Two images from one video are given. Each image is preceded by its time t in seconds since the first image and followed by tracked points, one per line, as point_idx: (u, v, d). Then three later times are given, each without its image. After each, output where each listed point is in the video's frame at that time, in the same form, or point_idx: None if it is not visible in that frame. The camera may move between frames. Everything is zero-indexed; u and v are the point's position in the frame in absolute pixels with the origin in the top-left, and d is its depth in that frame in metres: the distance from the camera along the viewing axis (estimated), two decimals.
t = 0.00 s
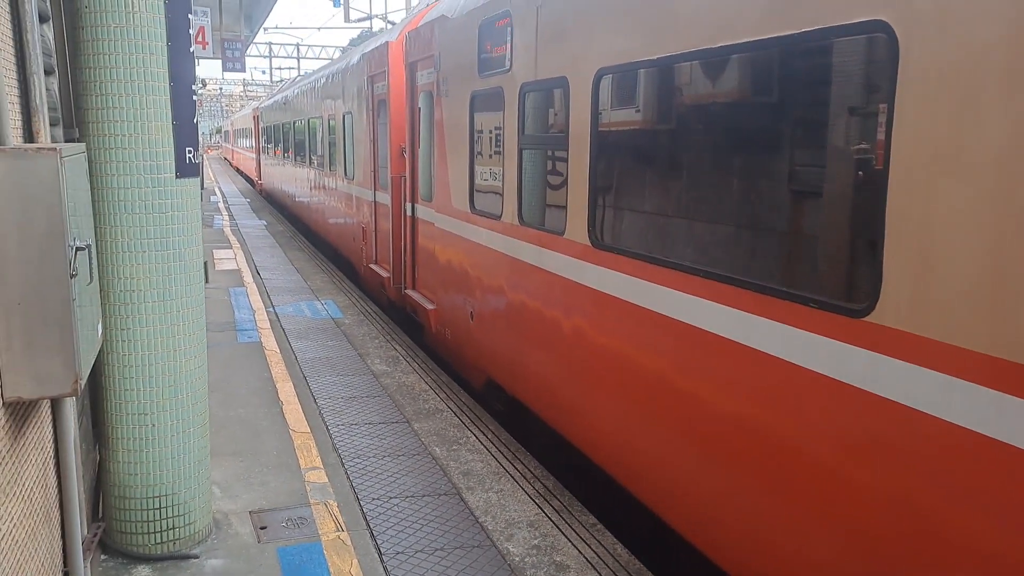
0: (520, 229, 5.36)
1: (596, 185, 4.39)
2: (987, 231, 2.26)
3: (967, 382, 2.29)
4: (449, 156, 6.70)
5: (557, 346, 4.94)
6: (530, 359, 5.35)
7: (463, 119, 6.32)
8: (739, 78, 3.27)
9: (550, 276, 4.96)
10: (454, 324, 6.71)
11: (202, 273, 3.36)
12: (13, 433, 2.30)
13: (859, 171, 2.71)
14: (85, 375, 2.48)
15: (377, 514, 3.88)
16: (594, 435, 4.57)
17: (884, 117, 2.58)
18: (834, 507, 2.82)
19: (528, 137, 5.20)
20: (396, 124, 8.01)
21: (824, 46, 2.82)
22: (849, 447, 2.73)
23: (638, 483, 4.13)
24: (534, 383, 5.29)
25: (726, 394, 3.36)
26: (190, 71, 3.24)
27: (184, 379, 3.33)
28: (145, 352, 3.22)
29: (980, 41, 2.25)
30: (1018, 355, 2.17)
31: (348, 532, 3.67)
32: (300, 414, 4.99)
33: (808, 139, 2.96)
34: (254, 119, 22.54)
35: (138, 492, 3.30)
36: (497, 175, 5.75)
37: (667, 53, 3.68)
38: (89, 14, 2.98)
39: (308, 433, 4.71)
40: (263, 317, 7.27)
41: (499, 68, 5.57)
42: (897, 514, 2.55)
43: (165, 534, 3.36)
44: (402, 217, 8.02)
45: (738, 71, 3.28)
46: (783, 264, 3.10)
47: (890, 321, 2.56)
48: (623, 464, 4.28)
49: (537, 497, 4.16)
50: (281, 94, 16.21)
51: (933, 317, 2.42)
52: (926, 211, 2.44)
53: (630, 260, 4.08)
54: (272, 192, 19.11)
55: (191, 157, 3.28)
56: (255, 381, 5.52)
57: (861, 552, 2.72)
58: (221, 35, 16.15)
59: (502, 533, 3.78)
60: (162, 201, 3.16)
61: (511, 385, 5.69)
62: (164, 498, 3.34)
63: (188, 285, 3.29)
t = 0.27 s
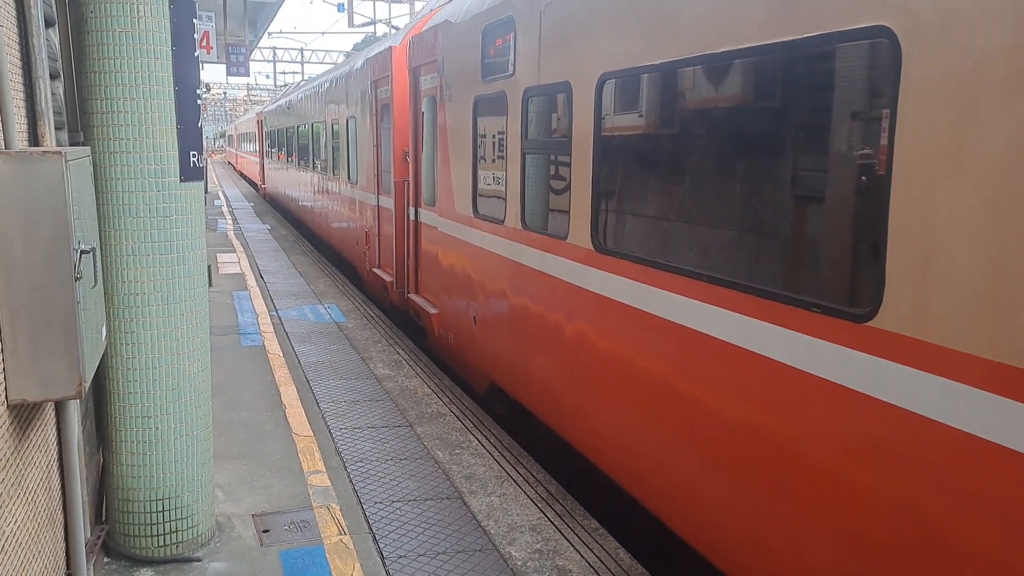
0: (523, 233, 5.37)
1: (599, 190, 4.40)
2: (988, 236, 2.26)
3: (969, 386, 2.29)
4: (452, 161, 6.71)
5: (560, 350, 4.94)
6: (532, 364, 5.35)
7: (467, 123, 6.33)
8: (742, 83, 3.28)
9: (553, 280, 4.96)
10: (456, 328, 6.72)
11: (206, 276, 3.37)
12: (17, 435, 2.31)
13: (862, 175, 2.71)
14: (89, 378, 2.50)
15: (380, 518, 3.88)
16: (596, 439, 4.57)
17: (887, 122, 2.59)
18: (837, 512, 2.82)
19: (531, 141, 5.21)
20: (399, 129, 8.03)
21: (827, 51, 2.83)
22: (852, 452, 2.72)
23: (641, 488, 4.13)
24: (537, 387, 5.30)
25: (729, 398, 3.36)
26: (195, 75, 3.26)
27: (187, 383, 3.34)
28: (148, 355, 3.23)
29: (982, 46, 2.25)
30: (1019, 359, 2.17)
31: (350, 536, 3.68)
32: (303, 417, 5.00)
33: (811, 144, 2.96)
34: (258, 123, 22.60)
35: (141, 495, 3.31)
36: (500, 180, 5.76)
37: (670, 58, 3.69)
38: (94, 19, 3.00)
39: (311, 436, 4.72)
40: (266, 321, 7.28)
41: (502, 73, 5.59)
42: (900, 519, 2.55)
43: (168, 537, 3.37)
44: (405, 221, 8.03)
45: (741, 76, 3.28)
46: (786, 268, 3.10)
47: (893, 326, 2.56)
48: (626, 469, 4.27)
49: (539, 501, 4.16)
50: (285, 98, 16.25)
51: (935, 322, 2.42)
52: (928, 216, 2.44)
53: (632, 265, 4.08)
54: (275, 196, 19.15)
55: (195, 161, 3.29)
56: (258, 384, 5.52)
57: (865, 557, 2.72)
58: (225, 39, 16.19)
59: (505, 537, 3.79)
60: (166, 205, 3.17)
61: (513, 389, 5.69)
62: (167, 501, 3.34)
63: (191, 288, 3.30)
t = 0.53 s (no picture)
0: (526, 236, 5.37)
1: (602, 192, 4.40)
2: (993, 239, 2.26)
3: (972, 388, 2.29)
4: (455, 164, 6.71)
5: (563, 353, 4.94)
6: (535, 367, 5.34)
7: (470, 127, 6.34)
8: (746, 86, 3.28)
9: (556, 283, 4.96)
10: (459, 331, 6.72)
11: (210, 278, 3.37)
12: (22, 435, 2.31)
13: (866, 178, 2.71)
14: (93, 379, 2.50)
15: (383, 520, 3.88)
16: (599, 442, 4.56)
17: (891, 125, 2.58)
18: (838, 516, 2.82)
19: (535, 144, 5.21)
20: (403, 132, 8.03)
21: (830, 54, 2.83)
22: (854, 454, 2.72)
23: (644, 490, 4.12)
24: (540, 390, 5.29)
25: (731, 401, 3.36)
26: (199, 78, 3.26)
27: (191, 385, 3.34)
28: (152, 357, 3.23)
29: (987, 49, 2.25)
30: None
31: (353, 538, 3.67)
32: (307, 420, 5.00)
33: (815, 147, 2.96)
34: (261, 127, 22.63)
35: (145, 497, 3.31)
36: (503, 183, 5.76)
37: (674, 62, 3.69)
38: (99, 21, 3.01)
39: (314, 439, 4.72)
40: (270, 323, 7.28)
41: (506, 76, 5.59)
42: (903, 522, 2.55)
43: (171, 539, 3.37)
44: (408, 224, 8.04)
45: (744, 79, 3.28)
46: (790, 271, 3.10)
47: (897, 328, 2.56)
48: (628, 472, 4.27)
49: (543, 503, 4.15)
50: (288, 101, 16.28)
51: (939, 325, 2.41)
52: (933, 218, 2.44)
53: (636, 267, 4.08)
54: (279, 199, 19.18)
55: (199, 163, 3.30)
56: (262, 386, 5.53)
57: (867, 560, 2.71)
58: (228, 43, 16.23)
59: (508, 539, 3.78)
60: (170, 207, 3.17)
61: (516, 392, 5.69)
62: (170, 503, 3.34)
63: (195, 290, 3.30)
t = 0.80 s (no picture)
0: (528, 239, 5.37)
1: (605, 195, 4.40)
2: (997, 241, 2.25)
3: (975, 390, 2.28)
4: (458, 167, 6.71)
5: (565, 356, 4.93)
6: (538, 369, 5.34)
7: (472, 129, 6.34)
8: (748, 89, 3.27)
9: (559, 285, 4.96)
10: (461, 334, 6.72)
11: (213, 281, 3.37)
12: (23, 438, 2.31)
13: (869, 181, 2.70)
14: (95, 382, 2.50)
15: (384, 523, 3.87)
16: (602, 445, 4.55)
17: (894, 127, 2.58)
18: (841, 519, 2.81)
19: (537, 147, 5.21)
20: (405, 135, 8.04)
21: (833, 56, 2.82)
22: (857, 456, 2.71)
23: (646, 493, 4.11)
24: (542, 393, 5.28)
25: (734, 404, 3.35)
26: (201, 81, 3.26)
27: (193, 387, 3.33)
28: (154, 359, 3.22)
29: (990, 51, 2.25)
30: None
31: (355, 541, 3.67)
32: (309, 422, 4.99)
33: (817, 149, 2.95)
34: (264, 130, 22.65)
35: (147, 500, 3.30)
36: (505, 185, 5.76)
37: (676, 64, 3.69)
38: (102, 24, 3.01)
39: (316, 441, 4.71)
40: (272, 326, 7.28)
41: (508, 79, 5.59)
42: (905, 524, 2.54)
43: (173, 542, 3.36)
44: (411, 227, 8.04)
45: (747, 82, 3.27)
46: (792, 273, 3.09)
47: (900, 330, 2.55)
48: (630, 474, 4.26)
49: (545, 506, 4.15)
50: (291, 104, 16.30)
51: (943, 327, 2.40)
52: (936, 220, 2.43)
53: (638, 270, 4.07)
54: (281, 202, 19.20)
55: (202, 165, 3.29)
56: (264, 389, 5.53)
57: (869, 563, 2.70)
58: (231, 46, 16.26)
59: (510, 543, 3.77)
60: (172, 210, 3.17)
61: (518, 395, 5.68)
62: (172, 506, 3.34)
63: (198, 293, 3.29)
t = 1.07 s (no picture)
0: (530, 242, 5.36)
1: (607, 198, 4.39)
2: (998, 245, 2.24)
3: (978, 394, 2.27)
4: (460, 170, 6.71)
5: (567, 359, 4.93)
6: (539, 372, 5.33)
7: (474, 132, 6.34)
8: (750, 92, 3.27)
9: (560, 288, 4.95)
10: (463, 336, 6.71)
11: (213, 284, 3.37)
12: (23, 441, 2.31)
13: (871, 184, 2.69)
14: (95, 385, 2.49)
15: (385, 526, 3.86)
16: (603, 448, 4.54)
17: (896, 130, 2.57)
18: (842, 522, 2.80)
19: (539, 150, 5.21)
20: (407, 137, 8.04)
21: (835, 59, 2.81)
22: (858, 460, 2.70)
23: (647, 497, 4.10)
24: (544, 396, 5.28)
25: (735, 407, 3.34)
26: (201, 82, 3.26)
27: (193, 390, 3.33)
28: (155, 362, 3.22)
29: (991, 54, 2.24)
30: None
31: (356, 544, 3.66)
32: (310, 425, 4.99)
33: (820, 152, 2.94)
34: (266, 133, 22.71)
35: (147, 502, 3.30)
36: (507, 188, 5.76)
37: (678, 67, 3.68)
38: (103, 26, 3.01)
39: (317, 444, 4.71)
40: (274, 329, 7.28)
41: (510, 82, 5.59)
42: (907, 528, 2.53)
43: (173, 545, 3.36)
44: (413, 230, 8.04)
45: (749, 84, 3.27)
46: (794, 276, 3.08)
47: (901, 333, 2.54)
48: (632, 478, 4.25)
49: (546, 509, 4.14)
50: (293, 106, 16.31)
51: (945, 331, 2.39)
52: (938, 224, 2.42)
53: (640, 273, 4.07)
54: (284, 204, 19.21)
55: (202, 167, 3.29)
56: (265, 392, 5.52)
57: (871, 566, 2.69)
58: (234, 49, 16.29)
59: (511, 546, 3.76)
60: (173, 212, 3.17)
61: (520, 398, 5.68)
62: (172, 509, 3.33)
63: (199, 295, 3.29)
